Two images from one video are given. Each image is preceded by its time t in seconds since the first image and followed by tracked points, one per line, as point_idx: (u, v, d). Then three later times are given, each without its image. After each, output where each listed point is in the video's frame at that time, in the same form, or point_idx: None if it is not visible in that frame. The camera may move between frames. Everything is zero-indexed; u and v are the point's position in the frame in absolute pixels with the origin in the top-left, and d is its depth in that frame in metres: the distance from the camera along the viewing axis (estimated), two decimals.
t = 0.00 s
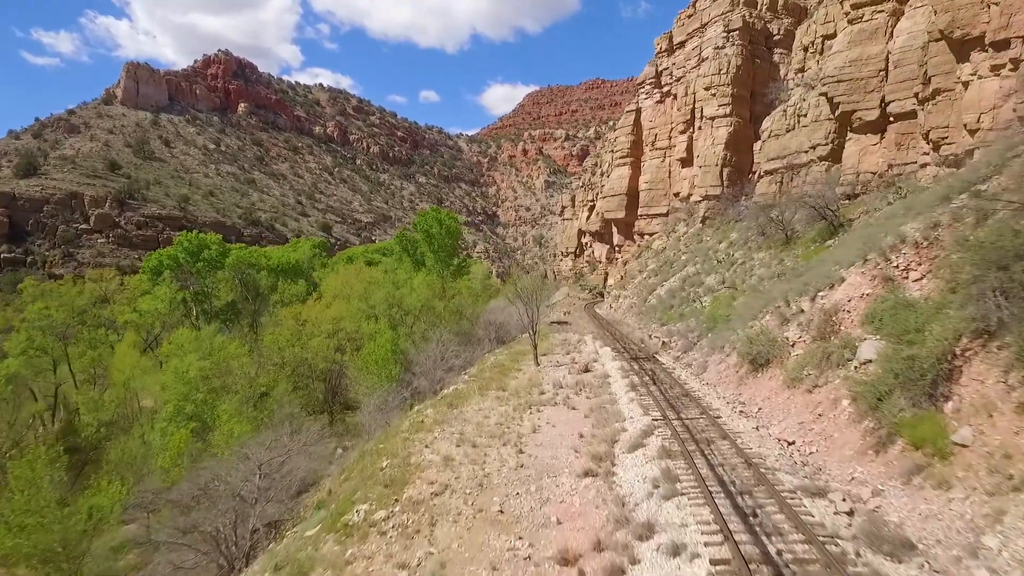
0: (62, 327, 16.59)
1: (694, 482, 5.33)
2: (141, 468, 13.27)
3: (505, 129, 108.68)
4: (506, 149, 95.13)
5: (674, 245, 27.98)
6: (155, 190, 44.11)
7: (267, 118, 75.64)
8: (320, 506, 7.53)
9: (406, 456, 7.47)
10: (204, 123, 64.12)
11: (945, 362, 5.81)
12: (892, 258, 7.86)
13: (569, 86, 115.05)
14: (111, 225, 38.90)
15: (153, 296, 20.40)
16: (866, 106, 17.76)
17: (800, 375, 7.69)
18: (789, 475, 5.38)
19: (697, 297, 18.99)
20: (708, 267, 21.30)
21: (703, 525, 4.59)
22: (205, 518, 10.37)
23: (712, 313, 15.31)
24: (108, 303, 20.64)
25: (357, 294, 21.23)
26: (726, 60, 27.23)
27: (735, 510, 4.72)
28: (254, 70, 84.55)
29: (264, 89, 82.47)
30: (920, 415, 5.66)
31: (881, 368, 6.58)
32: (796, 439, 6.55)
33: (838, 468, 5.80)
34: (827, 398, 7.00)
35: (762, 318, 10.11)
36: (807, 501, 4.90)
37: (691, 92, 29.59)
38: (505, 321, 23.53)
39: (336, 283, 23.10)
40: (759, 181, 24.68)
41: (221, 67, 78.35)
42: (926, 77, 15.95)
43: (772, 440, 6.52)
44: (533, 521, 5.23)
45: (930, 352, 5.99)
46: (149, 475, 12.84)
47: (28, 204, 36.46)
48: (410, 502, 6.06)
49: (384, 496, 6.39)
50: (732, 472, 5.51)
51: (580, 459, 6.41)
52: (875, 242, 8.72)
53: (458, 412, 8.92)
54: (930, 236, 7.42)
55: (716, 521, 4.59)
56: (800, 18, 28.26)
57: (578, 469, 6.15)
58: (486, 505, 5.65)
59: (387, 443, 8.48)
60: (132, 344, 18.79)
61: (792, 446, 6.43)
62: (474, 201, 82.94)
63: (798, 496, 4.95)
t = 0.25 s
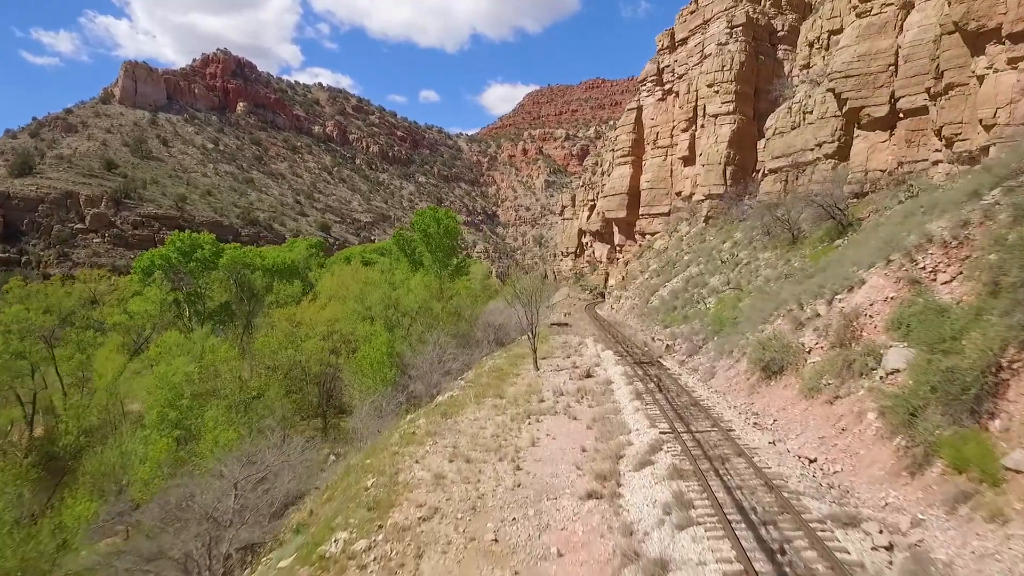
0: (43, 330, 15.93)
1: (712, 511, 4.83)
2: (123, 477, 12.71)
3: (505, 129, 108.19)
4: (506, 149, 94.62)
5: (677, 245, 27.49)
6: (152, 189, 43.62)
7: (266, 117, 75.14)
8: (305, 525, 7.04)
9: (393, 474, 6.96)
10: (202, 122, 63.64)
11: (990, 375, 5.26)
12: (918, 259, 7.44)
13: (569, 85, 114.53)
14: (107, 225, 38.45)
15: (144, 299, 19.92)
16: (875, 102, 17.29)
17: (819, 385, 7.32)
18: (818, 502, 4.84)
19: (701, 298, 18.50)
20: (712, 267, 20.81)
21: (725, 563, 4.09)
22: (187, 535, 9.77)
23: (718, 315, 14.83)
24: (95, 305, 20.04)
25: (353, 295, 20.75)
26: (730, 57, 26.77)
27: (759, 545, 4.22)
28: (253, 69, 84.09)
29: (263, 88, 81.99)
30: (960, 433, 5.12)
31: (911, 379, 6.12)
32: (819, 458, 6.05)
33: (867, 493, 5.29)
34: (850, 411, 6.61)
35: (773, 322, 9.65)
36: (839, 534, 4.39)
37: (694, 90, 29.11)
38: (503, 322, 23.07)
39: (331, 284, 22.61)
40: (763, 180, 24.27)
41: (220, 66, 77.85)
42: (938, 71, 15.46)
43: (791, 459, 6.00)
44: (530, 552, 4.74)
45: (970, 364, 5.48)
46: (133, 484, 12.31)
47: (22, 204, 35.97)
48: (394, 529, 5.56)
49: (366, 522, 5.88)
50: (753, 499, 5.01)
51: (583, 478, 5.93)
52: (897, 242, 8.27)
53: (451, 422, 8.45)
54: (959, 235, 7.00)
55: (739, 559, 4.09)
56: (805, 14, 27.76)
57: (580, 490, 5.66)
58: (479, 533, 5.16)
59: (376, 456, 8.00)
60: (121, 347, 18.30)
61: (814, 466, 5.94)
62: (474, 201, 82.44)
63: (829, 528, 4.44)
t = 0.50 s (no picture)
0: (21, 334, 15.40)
1: (730, 540, 4.33)
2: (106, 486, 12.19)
3: (505, 129, 107.84)
4: (505, 149, 94.19)
5: (678, 245, 27.11)
6: (149, 189, 43.24)
7: (265, 117, 74.70)
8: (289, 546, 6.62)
9: (381, 492, 6.53)
10: (201, 122, 63.26)
11: None
12: (943, 261, 7.00)
13: (569, 85, 114.16)
14: (103, 225, 38.03)
15: (135, 300, 19.51)
16: (883, 99, 16.85)
17: (836, 395, 6.64)
18: (845, 527, 4.37)
19: (704, 300, 18.09)
20: (715, 268, 20.40)
21: None
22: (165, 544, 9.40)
23: (723, 318, 14.42)
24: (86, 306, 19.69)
25: (348, 296, 20.32)
26: (732, 54, 26.37)
27: None
28: (252, 69, 83.79)
29: (263, 88, 81.65)
30: (1008, 454, 4.37)
31: (942, 391, 5.43)
32: (842, 477, 5.37)
33: (898, 518, 4.60)
34: (874, 425, 5.88)
35: (783, 327, 9.25)
36: (877, 568, 3.82)
37: (696, 88, 28.74)
38: (502, 324, 22.65)
39: (326, 285, 22.17)
40: (766, 179, 23.91)
41: (219, 66, 77.47)
42: (949, 67, 15.06)
43: (811, 476, 5.39)
44: None
45: (1013, 375, 4.82)
46: (116, 492, 11.84)
47: (17, 204, 35.55)
48: (378, 559, 5.12)
49: (346, 554, 5.44)
50: (775, 525, 4.49)
51: (587, 500, 5.50)
52: (918, 243, 7.82)
53: (446, 433, 8.03)
54: (989, 237, 6.59)
55: None
56: (808, 11, 27.34)
57: (584, 513, 5.23)
58: (471, 563, 4.73)
59: (365, 471, 7.57)
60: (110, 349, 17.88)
61: (836, 484, 5.26)
62: (474, 201, 82.02)
63: (863, 562, 3.87)
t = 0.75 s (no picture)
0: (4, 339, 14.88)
1: None
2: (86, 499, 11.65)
3: (504, 128, 107.35)
4: (505, 148, 93.70)
5: (680, 245, 26.70)
6: (145, 189, 42.74)
7: (263, 116, 74.18)
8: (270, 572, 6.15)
9: (368, 516, 6.05)
10: (199, 121, 62.74)
11: None
12: (976, 265, 6.46)
13: (569, 84, 113.71)
14: (98, 225, 37.46)
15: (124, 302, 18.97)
16: (891, 96, 16.47)
17: (859, 410, 6.08)
18: (882, 564, 3.90)
19: (708, 302, 17.65)
20: (718, 269, 19.95)
21: None
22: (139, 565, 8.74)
23: (729, 321, 13.99)
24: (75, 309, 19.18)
25: (343, 298, 19.84)
26: (735, 51, 25.91)
27: None
28: (250, 68, 83.25)
29: (261, 87, 81.09)
30: None
31: (981, 408, 4.83)
32: (873, 503, 4.83)
33: (939, 554, 4.00)
34: (902, 444, 5.28)
35: (796, 333, 8.81)
36: None
37: (697, 86, 28.28)
38: (500, 326, 22.22)
39: (321, 286, 21.70)
40: (770, 178, 23.48)
41: (217, 65, 76.91)
42: (961, 62, 14.63)
43: (839, 503, 4.87)
44: None
45: None
46: (92, 509, 11.08)
47: (11, 203, 34.97)
48: None
49: None
50: (803, 561, 4.03)
51: (592, 526, 5.07)
52: (944, 245, 7.31)
53: (439, 448, 7.59)
54: None
55: None
56: (812, 7, 26.87)
57: (589, 542, 4.80)
58: None
59: (352, 489, 7.11)
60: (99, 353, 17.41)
61: (868, 512, 4.72)
62: (473, 200, 81.57)
63: None
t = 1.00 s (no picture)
0: None
1: None
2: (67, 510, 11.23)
3: (504, 128, 106.97)
4: (504, 148, 93.27)
5: (682, 246, 26.35)
6: (143, 188, 42.36)
7: (262, 115, 73.76)
8: None
9: (354, 541, 5.63)
10: (197, 121, 62.35)
11: None
12: (1008, 268, 6.07)
13: (569, 84, 113.37)
14: (94, 224, 36.90)
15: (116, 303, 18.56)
16: (900, 93, 16.09)
17: (881, 423, 5.73)
18: None
19: (712, 304, 17.26)
20: (721, 270, 19.56)
21: None
22: None
23: (734, 326, 13.59)
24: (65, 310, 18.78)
25: (340, 299, 19.46)
26: (738, 49, 25.54)
27: None
28: (249, 68, 82.84)
29: (260, 86, 80.68)
30: None
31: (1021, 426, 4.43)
32: (905, 528, 4.46)
33: None
34: (931, 463, 4.90)
35: (809, 339, 8.43)
36: None
37: (699, 84, 27.92)
38: (499, 329, 21.84)
39: (317, 287, 21.36)
40: (774, 177, 23.12)
41: (215, 64, 76.50)
42: (973, 58, 14.25)
43: (868, 531, 4.52)
44: None
45: None
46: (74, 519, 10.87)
47: (6, 203, 34.53)
48: None
49: None
50: None
51: (597, 554, 4.69)
52: (971, 248, 6.94)
53: (433, 462, 7.21)
54: None
55: None
56: (816, 5, 26.52)
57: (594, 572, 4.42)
58: None
59: (339, 507, 6.72)
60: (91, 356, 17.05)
61: (900, 539, 4.36)
62: (473, 200, 81.18)
63: None
